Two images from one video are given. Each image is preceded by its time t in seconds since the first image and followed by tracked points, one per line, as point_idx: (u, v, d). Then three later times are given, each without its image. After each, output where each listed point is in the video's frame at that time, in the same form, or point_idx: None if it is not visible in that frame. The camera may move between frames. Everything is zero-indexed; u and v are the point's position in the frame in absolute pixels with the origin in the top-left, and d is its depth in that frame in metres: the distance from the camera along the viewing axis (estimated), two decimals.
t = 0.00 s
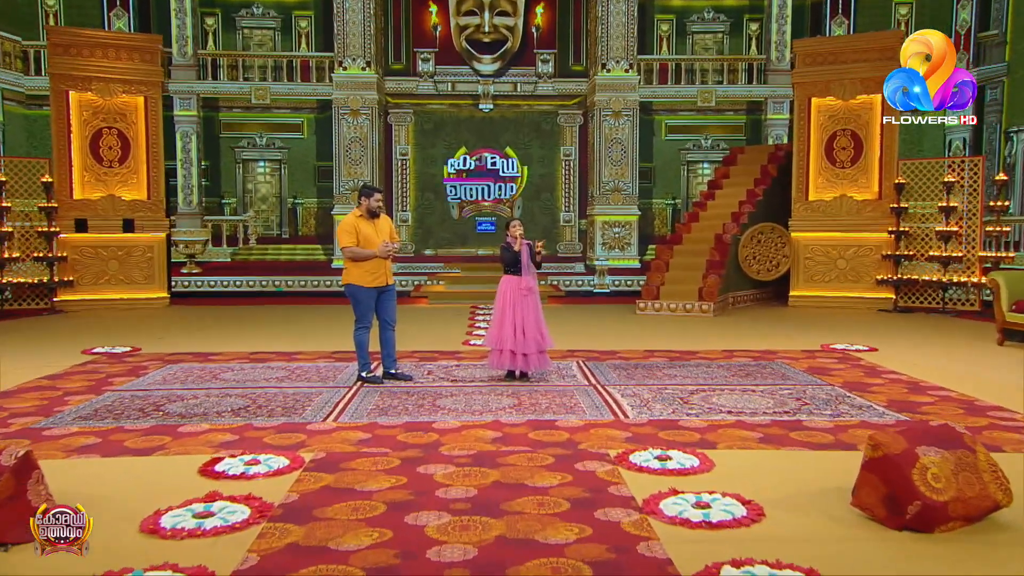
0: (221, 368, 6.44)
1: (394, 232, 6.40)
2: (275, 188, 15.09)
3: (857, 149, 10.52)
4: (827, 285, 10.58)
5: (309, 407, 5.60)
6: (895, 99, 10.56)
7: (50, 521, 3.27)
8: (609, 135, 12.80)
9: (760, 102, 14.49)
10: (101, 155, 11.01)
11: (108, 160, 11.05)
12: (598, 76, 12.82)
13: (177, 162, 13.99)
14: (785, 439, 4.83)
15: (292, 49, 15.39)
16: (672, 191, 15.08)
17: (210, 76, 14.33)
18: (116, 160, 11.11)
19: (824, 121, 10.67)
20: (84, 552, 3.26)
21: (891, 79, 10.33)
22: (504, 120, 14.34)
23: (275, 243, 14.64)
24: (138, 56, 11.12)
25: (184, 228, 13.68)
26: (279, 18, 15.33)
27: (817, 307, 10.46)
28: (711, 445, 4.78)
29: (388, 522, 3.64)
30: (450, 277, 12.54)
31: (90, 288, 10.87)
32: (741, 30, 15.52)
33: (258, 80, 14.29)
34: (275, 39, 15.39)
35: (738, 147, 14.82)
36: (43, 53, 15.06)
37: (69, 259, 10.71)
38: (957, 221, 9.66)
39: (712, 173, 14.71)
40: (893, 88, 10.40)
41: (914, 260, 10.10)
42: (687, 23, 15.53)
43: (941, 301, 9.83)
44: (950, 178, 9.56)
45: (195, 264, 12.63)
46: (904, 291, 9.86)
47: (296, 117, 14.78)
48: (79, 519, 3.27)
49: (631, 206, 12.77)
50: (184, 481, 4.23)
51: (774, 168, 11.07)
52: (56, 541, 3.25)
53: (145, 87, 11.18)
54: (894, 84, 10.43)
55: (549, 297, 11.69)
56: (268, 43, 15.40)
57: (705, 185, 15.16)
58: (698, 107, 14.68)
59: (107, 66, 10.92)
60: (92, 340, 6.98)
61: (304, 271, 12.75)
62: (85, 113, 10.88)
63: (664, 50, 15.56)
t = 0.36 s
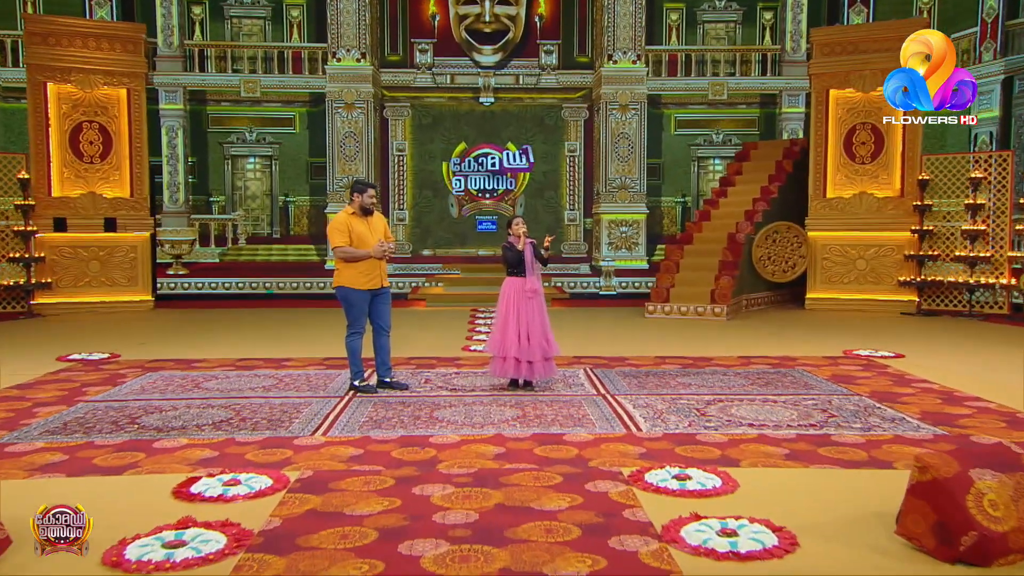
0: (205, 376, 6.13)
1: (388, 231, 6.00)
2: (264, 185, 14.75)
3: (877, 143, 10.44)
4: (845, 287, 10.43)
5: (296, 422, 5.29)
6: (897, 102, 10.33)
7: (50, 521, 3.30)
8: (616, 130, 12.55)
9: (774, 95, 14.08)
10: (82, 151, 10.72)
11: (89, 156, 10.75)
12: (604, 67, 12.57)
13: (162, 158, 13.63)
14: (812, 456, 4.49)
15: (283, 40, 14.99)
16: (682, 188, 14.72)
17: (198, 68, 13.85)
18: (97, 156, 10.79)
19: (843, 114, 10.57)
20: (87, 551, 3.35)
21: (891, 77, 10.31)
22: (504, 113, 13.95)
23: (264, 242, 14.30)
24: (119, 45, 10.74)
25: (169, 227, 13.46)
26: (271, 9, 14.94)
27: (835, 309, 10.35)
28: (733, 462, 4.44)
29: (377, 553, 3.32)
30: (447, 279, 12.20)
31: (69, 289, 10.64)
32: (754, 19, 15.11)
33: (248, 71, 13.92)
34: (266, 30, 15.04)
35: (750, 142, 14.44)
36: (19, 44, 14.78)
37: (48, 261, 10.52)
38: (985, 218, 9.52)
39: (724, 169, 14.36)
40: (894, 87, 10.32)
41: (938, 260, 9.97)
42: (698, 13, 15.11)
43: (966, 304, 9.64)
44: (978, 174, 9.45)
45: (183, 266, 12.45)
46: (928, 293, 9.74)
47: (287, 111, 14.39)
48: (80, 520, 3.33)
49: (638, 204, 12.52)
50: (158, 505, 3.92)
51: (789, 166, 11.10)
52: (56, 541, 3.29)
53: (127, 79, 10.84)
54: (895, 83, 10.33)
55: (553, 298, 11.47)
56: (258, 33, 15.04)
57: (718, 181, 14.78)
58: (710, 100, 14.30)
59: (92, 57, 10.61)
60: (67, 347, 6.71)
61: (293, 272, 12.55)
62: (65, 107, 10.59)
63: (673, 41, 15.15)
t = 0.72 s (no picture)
0: (186, 383, 5.79)
1: (382, 228, 5.62)
2: (252, 179, 14.30)
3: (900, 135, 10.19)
4: (864, 286, 10.27)
5: (283, 433, 4.96)
6: (900, 103, 10.09)
7: (51, 521, 3.29)
8: (622, 123, 12.23)
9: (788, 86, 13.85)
10: (60, 144, 10.55)
11: (68, 148, 10.58)
12: (609, 57, 12.22)
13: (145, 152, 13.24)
14: (841, 474, 4.18)
15: (273, 28, 14.54)
16: (692, 184, 14.34)
17: (183, 56, 13.55)
18: (76, 148, 10.63)
19: (861, 106, 10.33)
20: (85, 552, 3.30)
21: (890, 78, 10.10)
22: (504, 105, 13.58)
23: (257, 240, 13.75)
24: (99, 32, 10.57)
25: (151, 224, 12.84)
26: None
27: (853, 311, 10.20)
28: (758, 481, 4.13)
29: None
30: (444, 279, 11.85)
31: (46, 289, 10.41)
32: (765, 7, 14.70)
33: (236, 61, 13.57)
34: (255, 18, 14.62)
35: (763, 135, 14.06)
36: None
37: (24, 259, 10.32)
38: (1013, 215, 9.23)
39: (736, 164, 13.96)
40: (894, 87, 10.09)
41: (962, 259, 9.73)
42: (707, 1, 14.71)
43: (992, 305, 9.43)
44: (1005, 169, 9.17)
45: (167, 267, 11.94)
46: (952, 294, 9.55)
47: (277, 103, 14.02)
48: (79, 519, 3.32)
49: (645, 200, 12.20)
50: (128, 528, 3.59)
51: (804, 159, 10.79)
52: (56, 541, 3.27)
53: (107, 68, 10.71)
54: (896, 83, 10.09)
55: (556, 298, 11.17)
56: (248, 22, 14.62)
57: (728, 176, 14.39)
58: (720, 92, 13.91)
59: (73, 45, 10.49)
60: (40, 352, 6.39)
61: (284, 271, 12.23)
62: (43, 98, 10.43)
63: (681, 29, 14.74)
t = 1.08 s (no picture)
0: (162, 391, 5.40)
1: (374, 224, 5.22)
2: (237, 173, 13.92)
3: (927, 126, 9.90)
4: (885, 286, 10.03)
5: (267, 445, 4.58)
6: (897, 100, 9.95)
7: (50, 521, 3.19)
8: (627, 113, 11.86)
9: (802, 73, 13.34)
10: (32, 135, 10.24)
11: (41, 140, 10.27)
12: (614, 43, 11.84)
13: (124, 144, 12.79)
14: (878, 492, 3.82)
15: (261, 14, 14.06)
16: (702, 177, 13.98)
17: (164, 43, 13.12)
18: (48, 140, 10.31)
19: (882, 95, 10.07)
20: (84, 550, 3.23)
21: (889, 78, 9.96)
22: (503, 96, 13.19)
23: (237, 238, 13.56)
24: (72, 17, 10.29)
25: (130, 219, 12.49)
26: None
27: (873, 312, 9.96)
28: (786, 501, 3.76)
29: None
30: (441, 278, 11.46)
31: (17, 290, 10.06)
32: None
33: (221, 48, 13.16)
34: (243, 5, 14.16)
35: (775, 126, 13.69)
36: None
37: None
38: None
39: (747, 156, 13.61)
40: (894, 87, 9.94)
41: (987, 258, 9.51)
42: None
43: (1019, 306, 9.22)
44: None
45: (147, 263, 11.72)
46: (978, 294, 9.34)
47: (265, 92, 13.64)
48: (80, 520, 3.22)
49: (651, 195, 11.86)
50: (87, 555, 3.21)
51: (819, 152, 10.46)
52: (56, 540, 3.17)
53: (81, 53, 10.40)
54: (896, 82, 9.93)
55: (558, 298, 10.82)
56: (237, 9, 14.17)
57: (738, 168, 14.01)
58: (729, 80, 13.53)
59: (40, 28, 10.12)
60: (6, 357, 6.01)
61: (275, 270, 11.84)
62: (14, 86, 10.10)
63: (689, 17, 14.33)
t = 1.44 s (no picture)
0: (136, 401, 5.02)
1: (366, 222, 4.82)
2: (220, 167, 13.58)
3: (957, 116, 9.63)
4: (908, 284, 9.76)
5: (246, 460, 4.20)
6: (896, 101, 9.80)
7: (50, 521, 2.99)
8: (632, 103, 11.50)
9: (818, 61, 12.88)
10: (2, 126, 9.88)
11: (12, 132, 9.92)
12: (619, 29, 11.45)
13: (100, 136, 12.35)
14: (921, 515, 3.45)
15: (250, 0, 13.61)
16: (713, 170, 13.62)
17: (140, 28, 12.23)
18: (18, 131, 9.95)
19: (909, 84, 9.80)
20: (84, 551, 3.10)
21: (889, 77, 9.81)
22: (501, 85, 12.80)
23: (221, 235, 13.23)
24: None
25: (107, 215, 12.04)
26: None
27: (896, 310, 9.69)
28: (819, 525, 3.39)
29: None
30: (437, 279, 11.09)
31: None
32: None
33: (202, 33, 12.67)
34: None
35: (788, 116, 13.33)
36: None
37: None
38: None
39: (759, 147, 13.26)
40: (893, 87, 9.80)
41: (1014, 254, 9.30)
42: None
43: None
44: None
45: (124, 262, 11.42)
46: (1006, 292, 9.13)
47: (249, 82, 13.23)
48: (80, 520, 3.00)
49: (657, 189, 11.51)
50: None
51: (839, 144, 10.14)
52: (56, 541, 2.99)
53: (54, 39, 10.07)
54: (896, 82, 9.79)
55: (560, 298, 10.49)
56: None
57: (749, 160, 13.65)
58: (740, 67, 13.15)
59: (9, 12, 9.78)
60: None
61: (266, 270, 11.47)
62: None
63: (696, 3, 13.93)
